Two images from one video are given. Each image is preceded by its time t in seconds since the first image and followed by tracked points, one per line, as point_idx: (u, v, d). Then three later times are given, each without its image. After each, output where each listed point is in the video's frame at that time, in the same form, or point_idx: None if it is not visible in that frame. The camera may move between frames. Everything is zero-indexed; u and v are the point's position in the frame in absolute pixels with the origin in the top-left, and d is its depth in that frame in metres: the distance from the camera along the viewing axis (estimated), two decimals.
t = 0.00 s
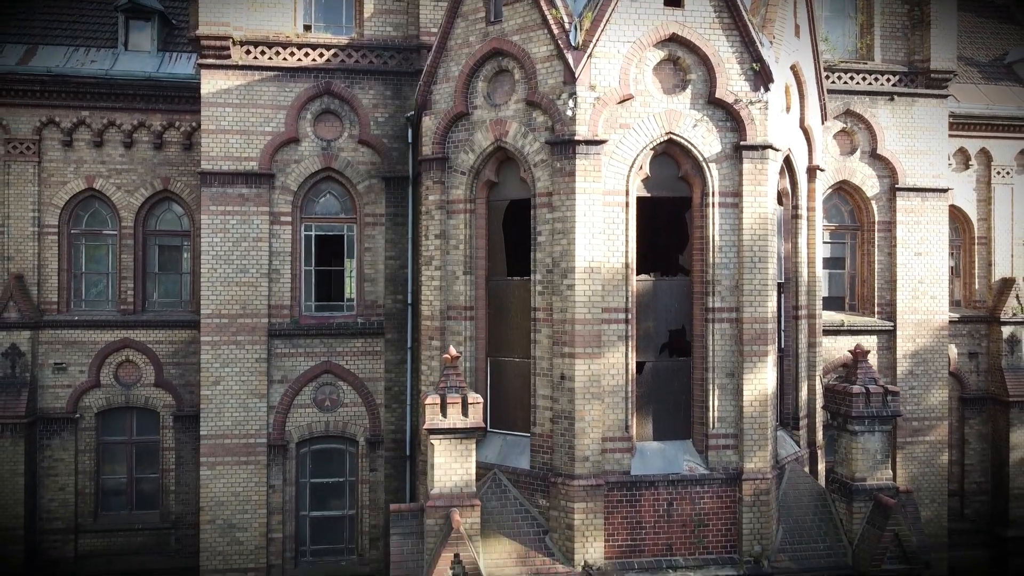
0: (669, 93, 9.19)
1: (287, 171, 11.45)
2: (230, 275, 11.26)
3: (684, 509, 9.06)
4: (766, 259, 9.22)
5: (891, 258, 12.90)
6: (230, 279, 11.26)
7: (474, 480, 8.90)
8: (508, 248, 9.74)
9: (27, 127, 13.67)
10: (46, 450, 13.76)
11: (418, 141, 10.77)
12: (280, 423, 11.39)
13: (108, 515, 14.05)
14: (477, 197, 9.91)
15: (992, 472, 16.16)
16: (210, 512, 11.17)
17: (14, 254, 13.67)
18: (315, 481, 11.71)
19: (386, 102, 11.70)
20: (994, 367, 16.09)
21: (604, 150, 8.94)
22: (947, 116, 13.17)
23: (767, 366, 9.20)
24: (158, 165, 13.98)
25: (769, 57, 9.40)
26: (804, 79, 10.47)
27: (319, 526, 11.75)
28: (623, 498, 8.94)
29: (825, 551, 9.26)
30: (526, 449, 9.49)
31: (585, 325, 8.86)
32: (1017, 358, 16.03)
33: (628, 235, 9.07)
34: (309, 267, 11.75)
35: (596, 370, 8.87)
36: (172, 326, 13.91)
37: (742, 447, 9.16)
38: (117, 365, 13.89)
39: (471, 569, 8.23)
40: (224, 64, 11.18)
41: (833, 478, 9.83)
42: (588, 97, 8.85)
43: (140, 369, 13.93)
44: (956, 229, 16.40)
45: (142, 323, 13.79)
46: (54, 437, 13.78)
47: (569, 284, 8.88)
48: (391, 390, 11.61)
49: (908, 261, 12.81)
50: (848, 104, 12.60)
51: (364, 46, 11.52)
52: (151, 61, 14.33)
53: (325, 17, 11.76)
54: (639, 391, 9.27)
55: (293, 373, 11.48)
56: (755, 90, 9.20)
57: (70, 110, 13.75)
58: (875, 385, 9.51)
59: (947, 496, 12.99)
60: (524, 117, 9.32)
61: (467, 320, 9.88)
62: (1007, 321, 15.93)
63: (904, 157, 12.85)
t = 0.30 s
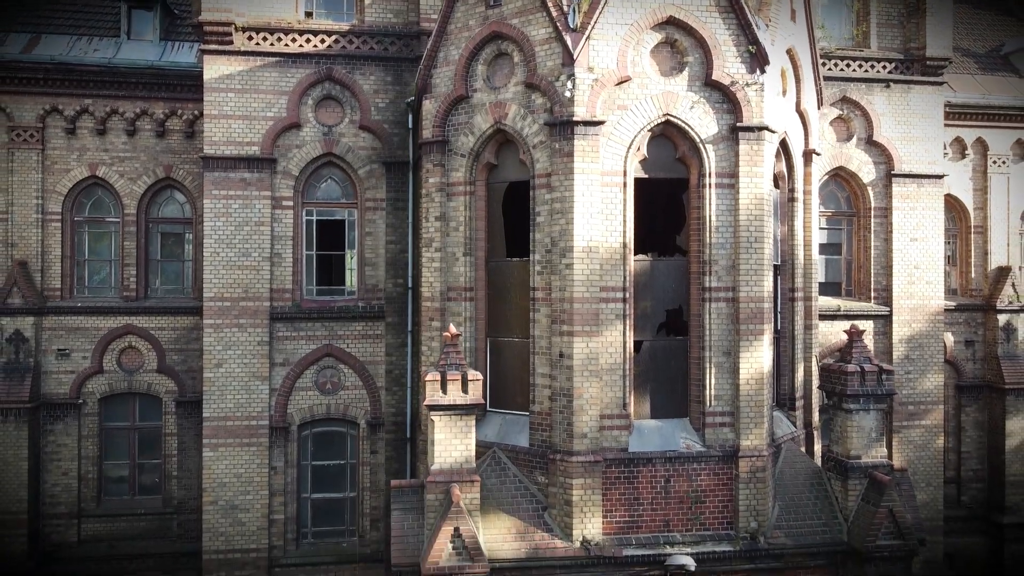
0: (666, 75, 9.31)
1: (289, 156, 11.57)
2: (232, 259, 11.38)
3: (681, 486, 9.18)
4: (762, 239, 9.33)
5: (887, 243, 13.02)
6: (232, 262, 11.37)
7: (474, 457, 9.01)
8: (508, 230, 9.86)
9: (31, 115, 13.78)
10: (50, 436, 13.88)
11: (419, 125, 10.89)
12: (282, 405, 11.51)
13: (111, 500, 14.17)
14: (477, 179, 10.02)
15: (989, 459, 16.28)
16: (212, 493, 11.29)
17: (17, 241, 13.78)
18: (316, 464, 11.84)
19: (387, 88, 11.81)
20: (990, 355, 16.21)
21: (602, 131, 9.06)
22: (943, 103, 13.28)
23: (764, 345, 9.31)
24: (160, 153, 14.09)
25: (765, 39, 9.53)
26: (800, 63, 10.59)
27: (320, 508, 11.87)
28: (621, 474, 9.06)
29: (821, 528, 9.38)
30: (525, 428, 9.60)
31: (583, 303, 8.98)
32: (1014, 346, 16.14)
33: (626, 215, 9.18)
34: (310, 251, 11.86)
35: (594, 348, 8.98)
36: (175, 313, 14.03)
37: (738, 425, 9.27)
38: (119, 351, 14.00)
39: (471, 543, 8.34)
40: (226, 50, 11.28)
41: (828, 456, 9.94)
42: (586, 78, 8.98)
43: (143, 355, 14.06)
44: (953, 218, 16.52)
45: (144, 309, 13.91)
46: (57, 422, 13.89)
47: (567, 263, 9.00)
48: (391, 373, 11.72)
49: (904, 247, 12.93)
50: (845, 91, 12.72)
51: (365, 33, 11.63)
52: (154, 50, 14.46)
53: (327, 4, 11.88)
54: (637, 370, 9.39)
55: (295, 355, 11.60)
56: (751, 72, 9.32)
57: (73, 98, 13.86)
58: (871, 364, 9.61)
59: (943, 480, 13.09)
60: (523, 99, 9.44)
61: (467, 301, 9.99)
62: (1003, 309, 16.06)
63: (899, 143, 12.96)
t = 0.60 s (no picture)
0: (663, 57, 9.41)
1: (290, 140, 11.68)
2: (234, 242, 11.49)
3: (678, 463, 9.30)
4: (758, 219, 9.43)
5: (883, 229, 13.13)
6: (234, 246, 11.48)
7: (473, 434, 9.12)
8: (507, 211, 9.98)
9: (33, 102, 13.88)
10: (53, 420, 13.98)
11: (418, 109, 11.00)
12: (283, 387, 11.62)
13: (113, 485, 14.27)
14: (476, 161, 10.13)
15: (985, 446, 16.41)
16: (214, 474, 11.40)
17: (20, 227, 13.88)
18: (317, 446, 11.96)
19: (387, 73, 11.92)
20: (986, 342, 16.33)
21: (600, 112, 9.17)
22: (939, 89, 13.39)
23: (759, 323, 9.42)
24: (162, 140, 14.20)
25: (761, 22, 9.63)
26: (796, 47, 10.70)
27: (321, 489, 12.00)
28: (618, 451, 9.18)
29: (815, 504, 9.51)
30: (524, 406, 9.72)
31: (581, 282, 9.09)
32: (1009, 333, 16.26)
33: (623, 195, 9.29)
34: (312, 235, 11.98)
35: (591, 326, 9.10)
36: (177, 299, 14.15)
37: (734, 402, 9.39)
38: (122, 336, 14.11)
39: (470, 517, 8.48)
40: (227, 35, 11.38)
41: (823, 434, 10.04)
42: (584, 60, 9.09)
43: (145, 341, 14.17)
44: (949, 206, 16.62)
45: (146, 295, 14.03)
46: (60, 407, 14.00)
47: (565, 242, 9.11)
48: (391, 355, 11.84)
49: (900, 232, 13.05)
50: (841, 77, 12.83)
51: (365, 18, 11.74)
52: (156, 38, 14.57)
53: None
54: (634, 348, 9.51)
55: (296, 338, 11.72)
56: (747, 54, 9.43)
57: (76, 85, 13.96)
58: (865, 343, 9.72)
59: (939, 463, 13.21)
60: (522, 81, 9.55)
61: (467, 282, 10.10)
62: (999, 296, 16.18)
63: (895, 129, 13.07)
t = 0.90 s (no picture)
0: (659, 38, 9.54)
1: (290, 125, 11.81)
2: (235, 225, 11.62)
3: (673, 439, 9.43)
4: (752, 199, 9.56)
5: (877, 214, 13.27)
6: (235, 228, 11.61)
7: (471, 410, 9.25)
8: (505, 192, 10.11)
9: (36, 90, 14.01)
10: (55, 404, 14.10)
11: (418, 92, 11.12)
12: (283, 369, 11.75)
13: (116, 469, 14.39)
14: (474, 143, 10.25)
15: (980, 433, 16.54)
16: (215, 454, 11.53)
17: (23, 213, 14.00)
18: (318, 427, 12.09)
19: (386, 58, 12.05)
20: (982, 330, 16.47)
21: (596, 92, 9.30)
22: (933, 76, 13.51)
23: (753, 301, 9.55)
24: (164, 128, 14.33)
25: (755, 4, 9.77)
26: (790, 31, 10.82)
27: (322, 470, 12.13)
28: (614, 427, 9.31)
29: (809, 480, 9.65)
30: (521, 383, 9.86)
31: (578, 260, 9.22)
32: (1004, 321, 16.40)
33: (619, 175, 9.42)
34: (312, 219, 12.10)
35: (588, 303, 9.24)
36: (178, 285, 14.28)
37: (729, 379, 9.52)
38: (124, 322, 14.24)
39: (469, 490, 8.61)
40: (229, 21, 11.51)
41: (817, 413, 10.16)
42: (581, 41, 9.22)
43: (147, 326, 14.30)
44: (944, 195, 16.75)
45: (148, 281, 14.16)
46: (63, 391, 14.12)
47: (562, 221, 9.25)
48: (391, 337, 11.97)
49: (894, 217, 13.18)
50: (836, 64, 12.96)
51: (365, 4, 11.86)
52: (158, 27, 14.74)
53: None
54: (630, 326, 9.64)
55: (297, 320, 11.85)
56: (741, 36, 9.57)
57: (78, 73, 14.10)
58: (858, 321, 9.82)
59: (933, 446, 13.34)
60: (519, 63, 9.68)
61: (465, 262, 10.22)
62: (994, 284, 16.31)
63: (890, 115, 13.19)
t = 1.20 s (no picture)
0: (656, 22, 9.64)
1: (291, 111, 11.92)
2: (236, 210, 11.72)
3: (670, 417, 9.54)
4: (748, 180, 9.67)
5: (873, 200, 13.39)
6: (236, 213, 11.72)
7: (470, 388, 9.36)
8: (503, 175, 10.23)
9: (39, 78, 14.13)
10: (58, 390, 14.20)
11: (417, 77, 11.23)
12: (284, 353, 11.86)
13: (118, 454, 14.49)
14: (473, 127, 10.36)
15: (976, 420, 16.66)
16: (217, 436, 11.64)
17: (26, 201, 14.11)
18: (319, 411, 12.22)
19: (386, 45, 12.16)
20: (978, 318, 16.58)
21: (594, 75, 9.41)
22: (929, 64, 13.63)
23: (749, 282, 9.67)
24: (166, 116, 14.43)
25: None
26: (786, 17, 10.93)
27: (322, 453, 12.24)
28: (612, 406, 9.43)
29: (805, 458, 9.76)
30: (520, 363, 9.98)
31: (575, 240, 9.33)
32: (1000, 309, 16.50)
33: (617, 157, 9.53)
34: (313, 204, 12.22)
35: (585, 283, 9.35)
36: (180, 272, 14.39)
37: (725, 358, 9.64)
38: (126, 308, 14.36)
39: (468, 466, 8.72)
40: (230, 7, 11.62)
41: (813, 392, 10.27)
42: (578, 24, 9.34)
43: (149, 313, 14.41)
44: (940, 184, 16.87)
45: (150, 268, 14.26)
46: (65, 377, 14.23)
47: (560, 201, 9.36)
48: (391, 322, 12.08)
49: (889, 203, 13.30)
50: (832, 51, 13.09)
51: None
52: (160, 17, 14.87)
53: None
54: (627, 306, 9.76)
55: (298, 304, 11.97)
56: (737, 20, 9.68)
57: (81, 62, 14.21)
58: (853, 302, 9.90)
59: (929, 431, 13.45)
60: (518, 46, 9.79)
61: (464, 244, 10.32)
62: (990, 273, 16.42)
63: (886, 102, 13.30)
